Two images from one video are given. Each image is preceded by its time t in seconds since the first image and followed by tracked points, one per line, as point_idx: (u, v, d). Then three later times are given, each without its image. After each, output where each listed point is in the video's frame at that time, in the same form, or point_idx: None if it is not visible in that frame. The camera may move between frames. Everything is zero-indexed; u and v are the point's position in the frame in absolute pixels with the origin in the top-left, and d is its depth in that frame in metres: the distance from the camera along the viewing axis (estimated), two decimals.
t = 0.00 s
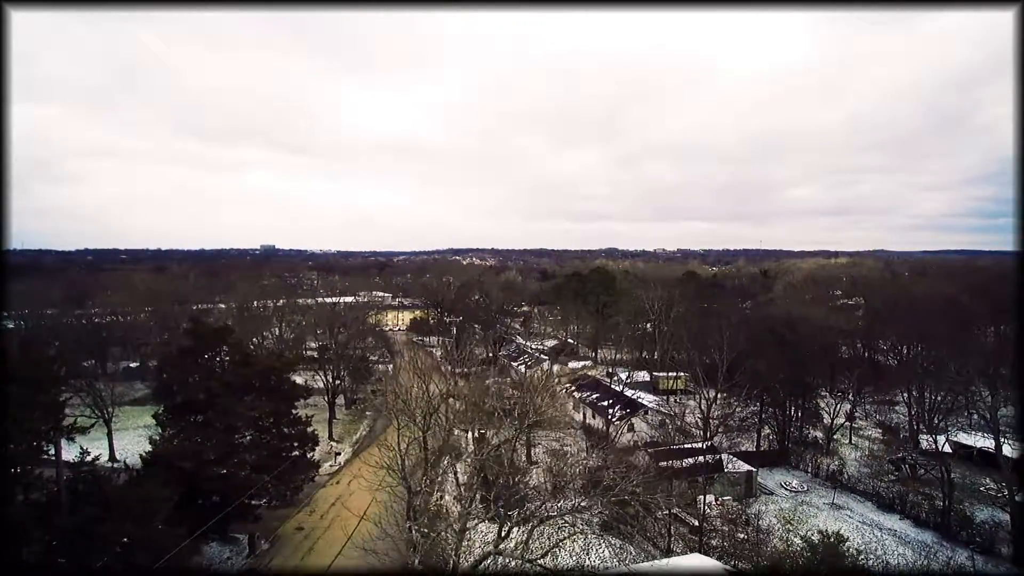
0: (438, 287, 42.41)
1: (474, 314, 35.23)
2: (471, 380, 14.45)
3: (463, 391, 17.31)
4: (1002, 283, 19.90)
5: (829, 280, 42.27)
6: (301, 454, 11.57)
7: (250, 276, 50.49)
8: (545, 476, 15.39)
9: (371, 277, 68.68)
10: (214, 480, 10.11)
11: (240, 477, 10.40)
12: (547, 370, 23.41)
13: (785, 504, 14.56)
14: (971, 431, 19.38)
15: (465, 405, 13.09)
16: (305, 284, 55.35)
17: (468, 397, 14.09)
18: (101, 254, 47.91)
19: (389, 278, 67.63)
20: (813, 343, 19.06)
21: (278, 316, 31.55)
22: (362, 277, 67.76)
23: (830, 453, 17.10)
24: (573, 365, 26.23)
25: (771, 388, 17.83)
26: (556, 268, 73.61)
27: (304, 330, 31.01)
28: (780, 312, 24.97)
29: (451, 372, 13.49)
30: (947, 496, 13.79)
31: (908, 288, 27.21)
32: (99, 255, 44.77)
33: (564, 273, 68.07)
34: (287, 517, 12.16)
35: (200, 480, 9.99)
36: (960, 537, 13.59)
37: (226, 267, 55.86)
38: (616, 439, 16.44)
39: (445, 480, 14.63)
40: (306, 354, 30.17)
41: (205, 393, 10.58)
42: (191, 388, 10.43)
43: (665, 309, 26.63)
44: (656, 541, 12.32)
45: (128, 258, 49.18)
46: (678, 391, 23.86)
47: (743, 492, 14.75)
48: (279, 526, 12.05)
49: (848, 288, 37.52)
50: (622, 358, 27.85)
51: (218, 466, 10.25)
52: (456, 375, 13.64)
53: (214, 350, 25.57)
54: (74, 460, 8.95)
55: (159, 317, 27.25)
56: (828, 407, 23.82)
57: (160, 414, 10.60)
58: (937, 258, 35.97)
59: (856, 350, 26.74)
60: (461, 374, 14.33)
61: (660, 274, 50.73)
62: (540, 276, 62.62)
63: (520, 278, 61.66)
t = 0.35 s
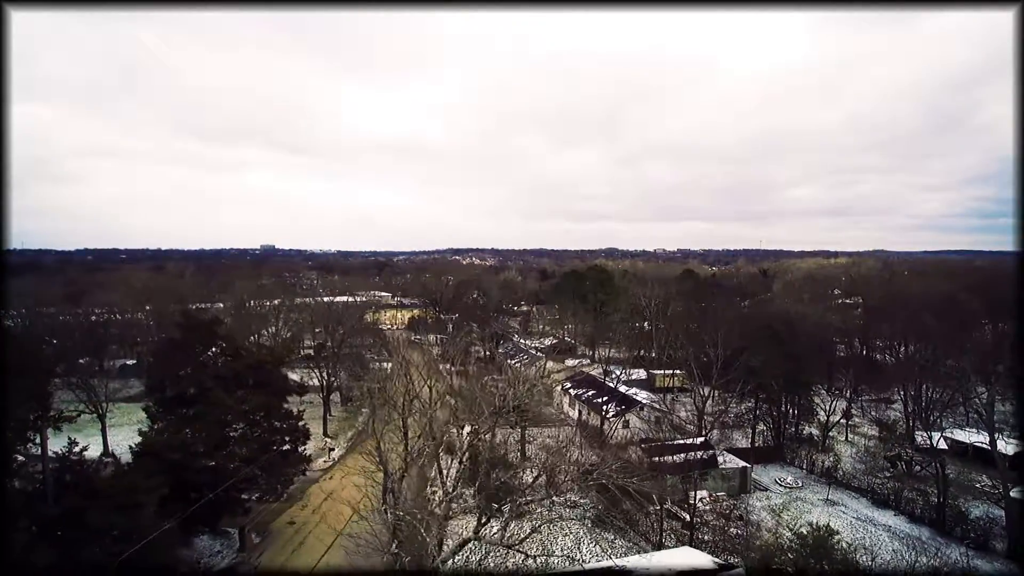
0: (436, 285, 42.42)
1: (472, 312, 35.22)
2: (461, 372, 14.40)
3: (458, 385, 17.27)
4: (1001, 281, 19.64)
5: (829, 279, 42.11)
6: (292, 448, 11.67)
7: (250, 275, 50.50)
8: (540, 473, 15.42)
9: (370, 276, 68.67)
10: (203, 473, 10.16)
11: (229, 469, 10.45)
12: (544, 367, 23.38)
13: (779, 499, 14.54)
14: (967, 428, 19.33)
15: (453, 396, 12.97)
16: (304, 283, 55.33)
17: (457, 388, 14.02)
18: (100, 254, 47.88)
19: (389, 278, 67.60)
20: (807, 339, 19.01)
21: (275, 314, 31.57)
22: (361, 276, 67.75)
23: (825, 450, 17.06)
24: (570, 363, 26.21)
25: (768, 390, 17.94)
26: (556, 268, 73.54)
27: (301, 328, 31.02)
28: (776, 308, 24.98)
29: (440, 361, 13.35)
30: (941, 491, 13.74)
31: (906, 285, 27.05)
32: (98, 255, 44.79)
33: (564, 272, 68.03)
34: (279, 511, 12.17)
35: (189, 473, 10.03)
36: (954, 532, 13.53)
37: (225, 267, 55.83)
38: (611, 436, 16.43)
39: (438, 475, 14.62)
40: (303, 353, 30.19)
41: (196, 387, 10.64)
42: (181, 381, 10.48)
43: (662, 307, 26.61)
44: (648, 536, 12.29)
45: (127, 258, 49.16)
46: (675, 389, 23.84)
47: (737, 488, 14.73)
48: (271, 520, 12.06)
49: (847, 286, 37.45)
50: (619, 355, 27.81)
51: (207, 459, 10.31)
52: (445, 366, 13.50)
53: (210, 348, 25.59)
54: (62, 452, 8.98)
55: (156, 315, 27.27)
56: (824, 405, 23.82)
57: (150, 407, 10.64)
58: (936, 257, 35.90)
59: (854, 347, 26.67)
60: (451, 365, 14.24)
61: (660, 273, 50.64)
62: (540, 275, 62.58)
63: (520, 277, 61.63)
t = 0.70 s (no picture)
0: (436, 284, 42.38)
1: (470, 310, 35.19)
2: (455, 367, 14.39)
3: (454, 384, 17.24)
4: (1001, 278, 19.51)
5: (828, 278, 41.98)
6: (285, 441, 11.76)
7: (249, 274, 50.45)
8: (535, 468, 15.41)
9: (370, 276, 68.67)
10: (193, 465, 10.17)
11: (220, 461, 10.47)
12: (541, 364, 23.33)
13: (773, 495, 14.50)
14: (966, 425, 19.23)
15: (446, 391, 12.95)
16: (303, 282, 55.24)
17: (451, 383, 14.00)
18: (98, 254, 47.79)
19: (388, 277, 67.55)
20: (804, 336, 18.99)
21: (273, 312, 31.55)
22: (361, 276, 67.68)
23: (821, 447, 17.01)
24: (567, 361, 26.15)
25: (764, 387, 17.93)
26: (556, 268, 73.48)
27: (299, 326, 30.98)
28: (773, 306, 24.93)
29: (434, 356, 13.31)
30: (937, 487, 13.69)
31: (905, 283, 26.95)
32: (98, 253, 44.71)
33: (564, 272, 67.93)
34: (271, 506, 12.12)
35: (178, 464, 10.06)
36: (951, 527, 13.46)
37: (224, 266, 55.67)
38: (606, 432, 16.40)
39: (432, 470, 14.58)
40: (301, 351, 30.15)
41: (188, 379, 10.63)
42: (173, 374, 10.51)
43: (658, 305, 26.65)
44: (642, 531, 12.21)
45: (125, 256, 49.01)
46: (672, 386, 23.79)
47: (732, 484, 14.68)
48: (264, 514, 12.02)
49: (846, 285, 37.39)
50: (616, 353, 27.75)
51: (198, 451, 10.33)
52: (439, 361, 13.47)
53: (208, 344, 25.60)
54: (52, 442, 9.02)
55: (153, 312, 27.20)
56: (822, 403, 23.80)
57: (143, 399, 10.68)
58: (936, 257, 35.84)
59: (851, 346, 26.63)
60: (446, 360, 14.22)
61: (660, 272, 50.59)
62: (540, 275, 62.45)
63: (520, 276, 61.53)
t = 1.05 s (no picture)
0: (435, 282, 42.38)
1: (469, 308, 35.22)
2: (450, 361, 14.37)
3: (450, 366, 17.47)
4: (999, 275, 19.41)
5: (828, 276, 41.85)
6: (278, 436, 11.78)
7: (248, 273, 50.43)
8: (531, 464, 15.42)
9: (370, 275, 68.69)
10: (185, 458, 10.22)
11: (212, 454, 10.53)
12: (538, 361, 23.33)
13: (769, 490, 14.48)
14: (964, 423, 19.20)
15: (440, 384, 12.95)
16: (302, 281, 55.21)
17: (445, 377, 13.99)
18: (98, 251, 47.82)
19: (388, 276, 67.51)
20: (799, 332, 19.08)
21: (271, 309, 31.57)
22: (360, 274, 67.70)
23: (817, 443, 17.01)
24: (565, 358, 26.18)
25: (760, 383, 17.97)
26: (556, 267, 73.46)
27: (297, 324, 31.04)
28: (770, 303, 24.94)
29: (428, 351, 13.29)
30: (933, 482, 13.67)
31: (904, 280, 26.87)
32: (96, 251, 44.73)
33: (563, 271, 67.87)
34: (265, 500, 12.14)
35: (169, 457, 10.10)
36: (946, 524, 13.42)
37: (224, 265, 55.75)
38: (602, 427, 16.42)
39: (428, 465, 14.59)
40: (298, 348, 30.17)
41: (180, 372, 10.67)
42: (165, 367, 10.53)
43: (656, 302, 26.69)
44: (636, 525, 12.21)
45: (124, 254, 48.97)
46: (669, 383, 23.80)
47: (727, 480, 14.66)
48: (257, 509, 12.04)
49: (845, 284, 37.33)
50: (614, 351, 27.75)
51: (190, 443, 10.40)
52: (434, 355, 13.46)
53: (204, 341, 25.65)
54: (43, 434, 9.06)
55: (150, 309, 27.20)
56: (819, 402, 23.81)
57: (136, 392, 10.71)
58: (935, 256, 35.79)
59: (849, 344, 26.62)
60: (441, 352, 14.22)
61: (659, 271, 50.58)
62: (539, 274, 62.39)
63: (519, 275, 61.49)
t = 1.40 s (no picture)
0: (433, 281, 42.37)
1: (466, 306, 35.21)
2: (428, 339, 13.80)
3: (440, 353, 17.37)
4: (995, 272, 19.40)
5: (828, 275, 41.68)
6: (271, 429, 11.81)
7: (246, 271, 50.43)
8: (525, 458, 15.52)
9: (368, 274, 68.66)
10: (176, 449, 10.27)
11: (204, 446, 10.59)
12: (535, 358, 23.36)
13: (764, 485, 14.46)
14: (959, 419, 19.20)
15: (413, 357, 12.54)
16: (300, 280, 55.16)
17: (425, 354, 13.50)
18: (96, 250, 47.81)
19: (387, 275, 67.45)
20: (793, 327, 19.18)
21: (268, 307, 31.56)
22: (359, 274, 67.62)
23: (812, 439, 17.02)
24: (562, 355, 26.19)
25: (754, 378, 18.05)
26: (554, 266, 73.45)
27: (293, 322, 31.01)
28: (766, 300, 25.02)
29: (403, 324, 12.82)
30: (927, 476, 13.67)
31: (900, 279, 26.84)
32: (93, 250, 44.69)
33: (562, 270, 67.80)
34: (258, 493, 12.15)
35: (160, 448, 10.15)
36: (941, 518, 13.40)
37: (222, 264, 55.56)
38: (596, 423, 16.45)
39: (422, 459, 14.60)
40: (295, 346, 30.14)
41: (172, 364, 10.72)
42: (157, 358, 10.57)
43: (652, 300, 26.73)
44: (629, 518, 12.22)
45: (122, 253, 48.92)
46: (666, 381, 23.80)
47: (721, 474, 14.66)
48: (251, 502, 12.04)
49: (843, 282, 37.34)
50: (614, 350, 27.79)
51: (181, 434, 10.47)
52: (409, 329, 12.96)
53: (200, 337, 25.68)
54: (34, 425, 9.11)
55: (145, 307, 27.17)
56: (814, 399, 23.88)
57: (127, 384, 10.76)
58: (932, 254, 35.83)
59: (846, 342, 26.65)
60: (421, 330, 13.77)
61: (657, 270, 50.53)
62: (537, 273, 62.32)
63: (517, 274, 61.43)
